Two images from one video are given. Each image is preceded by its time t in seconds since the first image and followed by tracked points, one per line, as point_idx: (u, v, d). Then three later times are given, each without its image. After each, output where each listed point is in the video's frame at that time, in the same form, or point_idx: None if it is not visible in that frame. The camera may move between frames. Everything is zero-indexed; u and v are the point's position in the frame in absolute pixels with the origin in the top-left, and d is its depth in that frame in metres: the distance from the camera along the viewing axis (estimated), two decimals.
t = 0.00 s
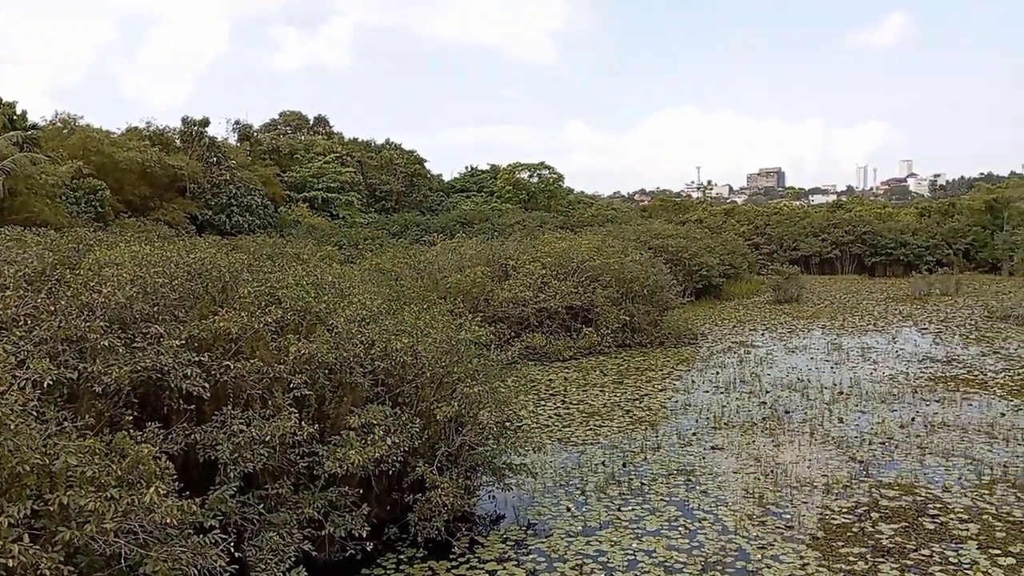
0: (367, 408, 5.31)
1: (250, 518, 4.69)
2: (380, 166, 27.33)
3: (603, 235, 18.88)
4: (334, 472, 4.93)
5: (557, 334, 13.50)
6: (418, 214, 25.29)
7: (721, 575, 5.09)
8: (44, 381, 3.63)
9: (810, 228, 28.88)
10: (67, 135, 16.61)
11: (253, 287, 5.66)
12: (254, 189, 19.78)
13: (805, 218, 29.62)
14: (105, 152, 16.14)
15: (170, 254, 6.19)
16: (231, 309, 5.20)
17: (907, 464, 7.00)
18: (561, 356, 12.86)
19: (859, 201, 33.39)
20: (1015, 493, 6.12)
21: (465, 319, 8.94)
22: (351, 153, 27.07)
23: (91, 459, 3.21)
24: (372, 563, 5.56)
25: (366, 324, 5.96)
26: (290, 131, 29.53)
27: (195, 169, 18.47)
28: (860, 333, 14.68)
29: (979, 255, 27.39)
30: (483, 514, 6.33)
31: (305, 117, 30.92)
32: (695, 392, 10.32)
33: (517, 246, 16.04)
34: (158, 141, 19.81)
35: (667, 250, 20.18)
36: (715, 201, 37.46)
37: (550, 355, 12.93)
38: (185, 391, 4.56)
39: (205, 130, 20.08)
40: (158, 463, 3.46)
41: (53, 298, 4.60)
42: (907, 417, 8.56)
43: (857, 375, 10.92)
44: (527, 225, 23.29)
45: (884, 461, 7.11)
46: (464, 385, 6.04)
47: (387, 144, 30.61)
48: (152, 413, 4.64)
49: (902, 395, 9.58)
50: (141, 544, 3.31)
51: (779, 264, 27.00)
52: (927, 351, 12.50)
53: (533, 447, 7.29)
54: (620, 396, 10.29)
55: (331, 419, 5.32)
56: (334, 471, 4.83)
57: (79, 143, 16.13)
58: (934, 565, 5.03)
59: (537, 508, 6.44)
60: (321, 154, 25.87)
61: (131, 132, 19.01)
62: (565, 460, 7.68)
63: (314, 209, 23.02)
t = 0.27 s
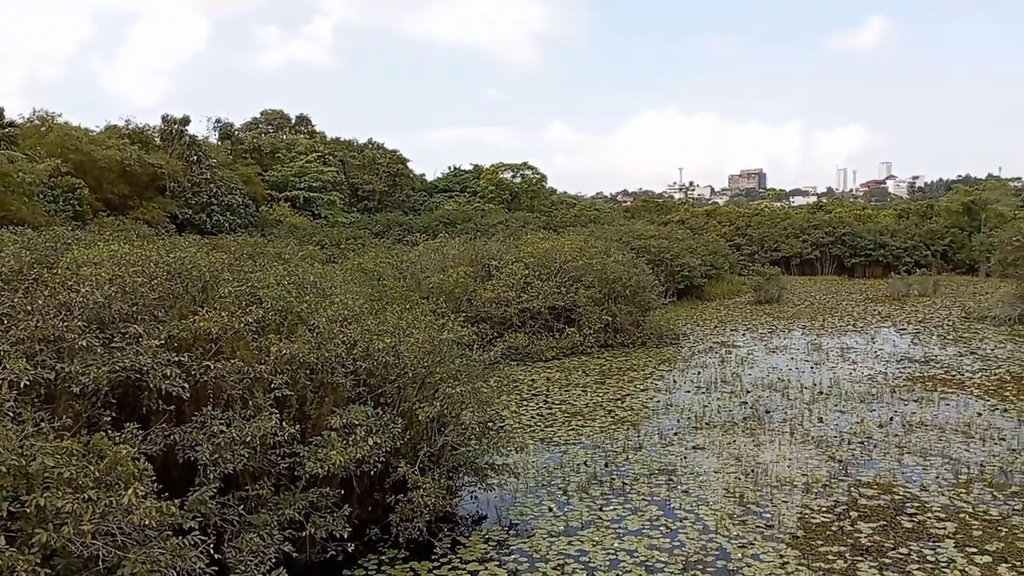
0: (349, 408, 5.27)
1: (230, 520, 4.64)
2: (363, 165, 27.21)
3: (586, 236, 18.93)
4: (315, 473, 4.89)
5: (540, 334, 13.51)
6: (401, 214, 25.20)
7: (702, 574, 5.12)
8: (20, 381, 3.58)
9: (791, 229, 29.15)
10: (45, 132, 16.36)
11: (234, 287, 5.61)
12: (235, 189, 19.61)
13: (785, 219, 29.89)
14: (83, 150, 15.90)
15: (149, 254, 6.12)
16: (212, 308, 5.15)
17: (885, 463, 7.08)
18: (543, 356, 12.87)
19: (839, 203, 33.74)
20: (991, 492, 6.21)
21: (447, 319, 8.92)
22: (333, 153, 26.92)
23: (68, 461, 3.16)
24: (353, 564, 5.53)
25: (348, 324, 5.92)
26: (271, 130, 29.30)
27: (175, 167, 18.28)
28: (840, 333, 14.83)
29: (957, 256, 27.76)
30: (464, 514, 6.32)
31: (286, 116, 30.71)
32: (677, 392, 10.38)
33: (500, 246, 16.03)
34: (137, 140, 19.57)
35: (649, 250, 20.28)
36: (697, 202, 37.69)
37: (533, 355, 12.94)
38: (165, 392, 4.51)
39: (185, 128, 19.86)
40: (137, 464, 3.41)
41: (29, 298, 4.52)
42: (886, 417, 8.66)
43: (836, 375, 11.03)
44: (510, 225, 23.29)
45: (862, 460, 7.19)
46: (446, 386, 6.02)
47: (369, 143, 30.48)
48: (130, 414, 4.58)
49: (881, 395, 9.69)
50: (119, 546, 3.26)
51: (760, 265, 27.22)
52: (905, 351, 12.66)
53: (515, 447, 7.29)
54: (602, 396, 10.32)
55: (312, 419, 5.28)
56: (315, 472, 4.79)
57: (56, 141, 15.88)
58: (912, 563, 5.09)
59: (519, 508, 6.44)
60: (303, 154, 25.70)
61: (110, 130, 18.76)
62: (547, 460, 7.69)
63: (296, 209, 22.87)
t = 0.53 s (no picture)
0: (328, 413, 5.23)
1: (207, 526, 4.58)
2: (342, 168, 27.07)
3: (566, 239, 18.98)
4: (294, 477, 4.85)
5: (520, 337, 13.52)
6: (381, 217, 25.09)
7: None
8: None
9: (769, 233, 29.44)
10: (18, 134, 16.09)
11: (212, 290, 5.55)
12: (213, 191, 19.43)
13: (764, 223, 30.18)
14: (58, 152, 15.67)
15: (125, 257, 6.05)
16: (189, 312, 5.09)
17: (862, 464, 7.16)
18: (524, 359, 12.88)
19: (817, 207, 34.14)
20: (966, 492, 6.30)
21: (427, 322, 8.89)
22: (313, 155, 26.76)
23: (43, 467, 3.10)
24: (332, 569, 5.48)
25: (328, 328, 5.88)
26: (249, 132, 29.06)
27: (152, 170, 18.06)
28: (817, 336, 14.99)
29: (932, 259, 28.16)
30: (445, 518, 6.30)
31: (265, 118, 30.48)
32: (657, 395, 10.43)
33: (481, 249, 16.03)
34: (113, 141, 19.32)
35: (629, 254, 20.38)
36: (676, 206, 37.96)
37: (513, 358, 12.94)
38: (141, 397, 4.45)
39: (162, 130, 19.63)
40: (113, 469, 3.35)
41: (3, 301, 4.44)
42: (863, 418, 8.77)
43: (814, 377, 11.15)
44: (491, 229, 23.29)
45: (840, 462, 7.27)
46: (427, 389, 6.00)
47: (349, 145, 30.34)
48: (106, 419, 4.52)
49: (858, 397, 9.81)
50: (95, 553, 3.21)
51: (738, 268, 27.45)
52: (882, 353, 12.82)
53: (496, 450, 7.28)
54: (582, 399, 10.34)
55: (291, 424, 5.23)
56: (294, 476, 4.75)
57: (30, 143, 15.58)
58: (889, 564, 5.15)
59: (499, 511, 6.43)
60: (282, 156, 25.52)
61: (85, 132, 18.50)
62: (528, 463, 7.68)
63: (274, 212, 22.70)
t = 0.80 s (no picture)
0: (309, 420, 5.18)
1: (186, 535, 4.52)
2: (324, 174, 26.95)
3: (548, 245, 19.01)
4: (273, 485, 4.80)
5: (502, 343, 13.50)
6: (363, 223, 24.99)
7: None
8: None
9: (749, 240, 29.71)
10: None
11: (191, 297, 5.49)
12: (193, 197, 19.25)
13: (744, 229, 30.44)
14: (35, 157, 15.44)
15: (103, 263, 5.97)
16: (168, 319, 5.02)
17: (841, 469, 7.23)
18: (506, 365, 12.87)
19: (797, 213, 34.50)
20: (943, 496, 6.38)
21: (409, 328, 8.86)
22: (294, 161, 26.61)
23: (18, 475, 3.05)
24: None
25: (308, 334, 5.84)
26: (230, 138, 28.85)
27: (131, 175, 17.86)
28: (797, 342, 15.13)
29: (909, 265, 28.52)
30: (426, 525, 6.27)
31: (245, 123, 30.29)
32: (639, 400, 10.46)
33: (462, 255, 16.01)
34: (91, 146, 19.08)
35: (611, 260, 20.45)
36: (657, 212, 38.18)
37: (496, 364, 12.93)
38: (119, 404, 4.38)
39: (141, 136, 19.42)
40: (90, 478, 3.29)
41: None
42: (842, 423, 8.85)
43: (793, 382, 11.24)
44: (473, 235, 23.28)
45: (820, 466, 7.33)
46: (408, 396, 5.97)
47: (331, 151, 30.21)
48: (83, 427, 4.44)
49: (837, 402, 9.90)
50: (71, 563, 3.16)
51: (719, 274, 27.65)
52: (860, 359, 12.95)
53: (478, 457, 7.26)
54: (564, 405, 10.35)
55: (271, 431, 5.17)
56: (274, 484, 4.69)
57: (6, 147, 15.23)
58: (868, 568, 5.19)
59: (481, 518, 6.40)
60: (263, 162, 25.35)
61: (63, 137, 18.26)
62: (510, 470, 7.67)
63: (255, 217, 22.53)
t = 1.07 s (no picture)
0: (287, 423, 5.14)
1: (161, 539, 4.46)
2: (303, 176, 26.77)
3: (529, 248, 19.03)
4: (251, 489, 4.75)
5: (482, 346, 13.49)
6: (342, 225, 24.85)
7: None
8: None
9: (727, 244, 29.97)
10: None
11: (168, 299, 5.42)
12: (170, 198, 19.03)
13: (722, 233, 30.70)
14: (8, 157, 15.18)
15: (78, 265, 5.89)
16: (144, 321, 4.95)
17: (818, 471, 7.31)
18: (485, 368, 12.86)
19: (775, 218, 34.84)
20: (918, 497, 6.46)
21: (388, 331, 8.82)
22: (273, 163, 26.40)
23: None
24: None
25: (287, 337, 5.79)
26: (207, 139, 28.57)
27: (106, 176, 17.61)
28: (774, 345, 15.27)
29: (884, 270, 28.91)
30: (406, 529, 6.25)
31: (224, 125, 30.02)
32: (618, 403, 10.50)
33: (443, 258, 15.97)
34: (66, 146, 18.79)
35: (591, 263, 20.52)
36: (637, 215, 38.39)
37: (475, 367, 12.92)
38: (94, 407, 4.31)
39: (117, 136, 19.18)
40: (64, 482, 3.23)
41: None
42: (818, 425, 8.95)
43: (771, 385, 11.34)
44: (454, 238, 23.24)
45: (796, 468, 7.41)
46: (388, 399, 5.95)
47: (310, 152, 30.02)
48: (56, 431, 4.37)
49: (814, 404, 10.01)
50: (43, 569, 3.10)
51: (698, 278, 27.85)
52: (837, 362, 13.10)
53: (457, 460, 7.24)
54: (544, 408, 10.36)
55: (249, 434, 5.12)
56: (251, 488, 4.64)
57: None
58: (844, 569, 5.24)
59: (461, 521, 6.39)
60: (241, 163, 25.12)
61: (37, 137, 17.97)
62: (489, 473, 7.66)
63: (233, 219, 22.32)
